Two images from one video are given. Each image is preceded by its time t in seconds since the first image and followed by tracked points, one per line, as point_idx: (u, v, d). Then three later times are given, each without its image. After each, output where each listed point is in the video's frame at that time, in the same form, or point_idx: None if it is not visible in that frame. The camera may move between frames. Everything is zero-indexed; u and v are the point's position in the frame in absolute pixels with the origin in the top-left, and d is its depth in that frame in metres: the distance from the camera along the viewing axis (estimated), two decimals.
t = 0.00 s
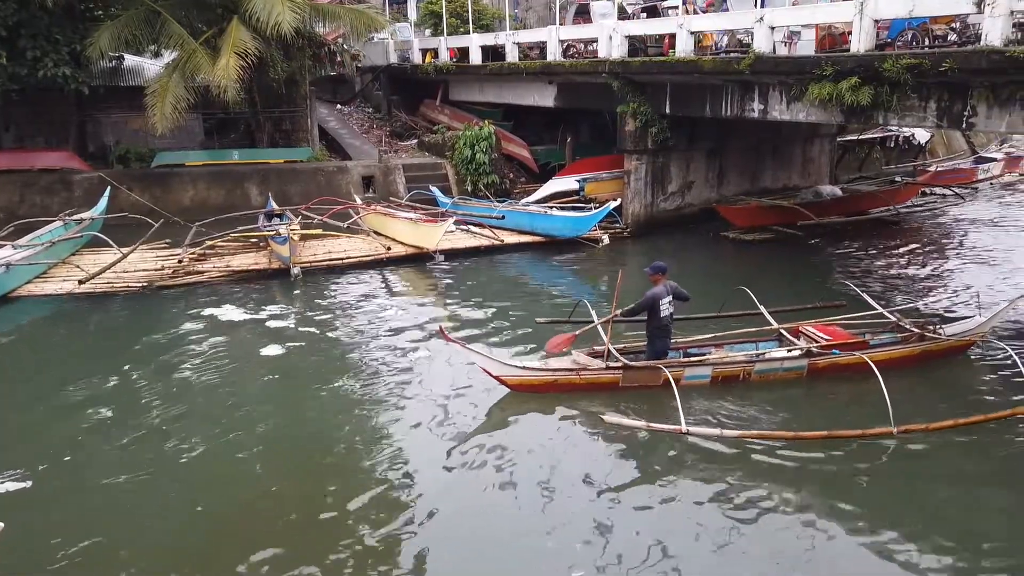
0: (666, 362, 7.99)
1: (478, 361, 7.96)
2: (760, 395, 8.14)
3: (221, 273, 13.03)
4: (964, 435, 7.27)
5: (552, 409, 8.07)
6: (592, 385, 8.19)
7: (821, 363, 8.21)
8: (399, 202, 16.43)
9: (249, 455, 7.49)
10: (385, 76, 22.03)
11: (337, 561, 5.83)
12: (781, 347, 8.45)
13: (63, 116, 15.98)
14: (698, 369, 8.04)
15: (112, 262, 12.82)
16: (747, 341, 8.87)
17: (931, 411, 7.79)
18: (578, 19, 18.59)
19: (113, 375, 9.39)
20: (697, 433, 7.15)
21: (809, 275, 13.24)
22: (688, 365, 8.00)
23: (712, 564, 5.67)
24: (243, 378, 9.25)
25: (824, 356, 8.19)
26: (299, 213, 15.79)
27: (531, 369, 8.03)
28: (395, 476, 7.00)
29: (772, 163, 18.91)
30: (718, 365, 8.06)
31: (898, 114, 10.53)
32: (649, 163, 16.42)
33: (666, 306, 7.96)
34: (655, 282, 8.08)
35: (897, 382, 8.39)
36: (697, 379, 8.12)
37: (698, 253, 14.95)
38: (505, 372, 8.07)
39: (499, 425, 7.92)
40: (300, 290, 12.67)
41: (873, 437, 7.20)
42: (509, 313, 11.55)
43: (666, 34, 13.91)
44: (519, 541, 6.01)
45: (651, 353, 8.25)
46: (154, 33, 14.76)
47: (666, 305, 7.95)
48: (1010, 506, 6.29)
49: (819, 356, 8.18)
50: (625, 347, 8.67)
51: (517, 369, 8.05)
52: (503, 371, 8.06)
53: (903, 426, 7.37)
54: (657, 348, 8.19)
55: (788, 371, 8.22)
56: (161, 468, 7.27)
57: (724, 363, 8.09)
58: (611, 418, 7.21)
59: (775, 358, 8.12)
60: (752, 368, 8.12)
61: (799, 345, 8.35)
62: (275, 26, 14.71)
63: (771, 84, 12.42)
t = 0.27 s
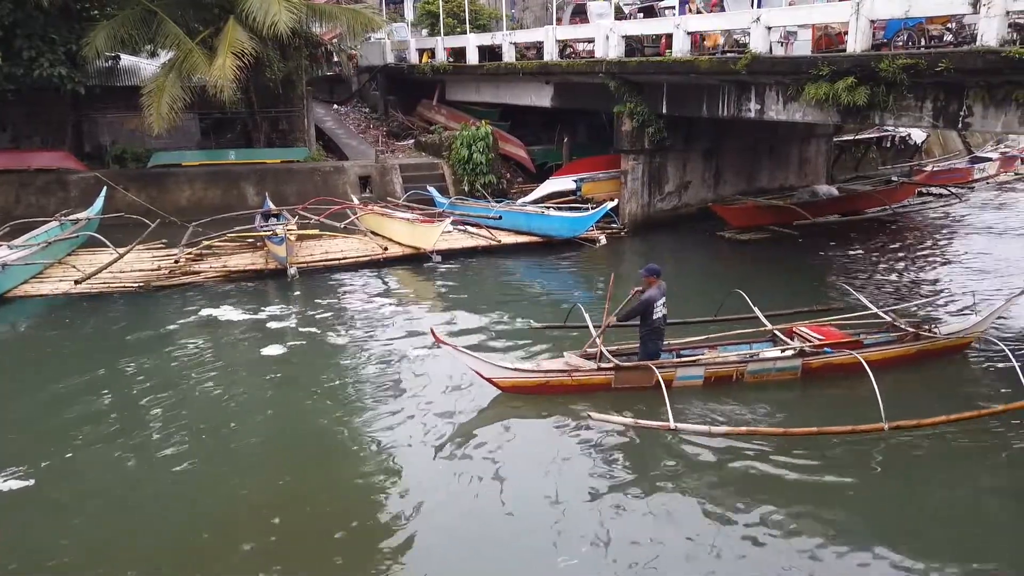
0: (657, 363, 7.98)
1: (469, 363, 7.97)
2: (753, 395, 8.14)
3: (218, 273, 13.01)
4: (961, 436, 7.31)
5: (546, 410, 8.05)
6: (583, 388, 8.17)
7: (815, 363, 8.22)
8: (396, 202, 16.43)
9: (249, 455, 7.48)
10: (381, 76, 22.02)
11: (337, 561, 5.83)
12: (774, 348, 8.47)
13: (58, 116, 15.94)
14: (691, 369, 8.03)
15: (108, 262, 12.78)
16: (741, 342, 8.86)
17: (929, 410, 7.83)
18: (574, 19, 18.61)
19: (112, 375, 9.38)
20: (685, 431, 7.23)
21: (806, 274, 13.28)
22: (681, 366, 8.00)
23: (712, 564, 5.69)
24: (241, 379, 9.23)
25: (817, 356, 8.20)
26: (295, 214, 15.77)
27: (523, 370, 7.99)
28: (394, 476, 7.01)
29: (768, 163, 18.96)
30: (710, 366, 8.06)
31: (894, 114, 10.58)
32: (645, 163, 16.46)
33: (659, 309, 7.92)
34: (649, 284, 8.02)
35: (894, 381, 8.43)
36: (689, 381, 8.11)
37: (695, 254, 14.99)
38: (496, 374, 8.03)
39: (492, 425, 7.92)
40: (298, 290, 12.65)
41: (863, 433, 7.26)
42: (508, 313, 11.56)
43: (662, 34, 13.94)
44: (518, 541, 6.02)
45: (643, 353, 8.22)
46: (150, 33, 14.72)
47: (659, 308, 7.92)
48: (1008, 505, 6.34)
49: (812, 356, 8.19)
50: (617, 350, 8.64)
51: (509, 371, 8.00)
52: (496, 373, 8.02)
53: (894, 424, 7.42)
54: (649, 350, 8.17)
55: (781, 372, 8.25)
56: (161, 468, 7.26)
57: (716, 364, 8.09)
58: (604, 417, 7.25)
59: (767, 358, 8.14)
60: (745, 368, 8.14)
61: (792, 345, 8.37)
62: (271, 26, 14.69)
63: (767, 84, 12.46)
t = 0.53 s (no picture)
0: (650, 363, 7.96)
1: (460, 365, 7.94)
2: (747, 395, 8.13)
3: (215, 273, 12.99)
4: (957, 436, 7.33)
5: (540, 411, 8.02)
6: (576, 390, 8.14)
7: (808, 362, 8.26)
8: (393, 202, 16.42)
9: (246, 455, 7.47)
10: (378, 76, 21.99)
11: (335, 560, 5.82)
12: (767, 348, 8.46)
13: (54, 116, 15.91)
14: (683, 369, 8.03)
15: (104, 262, 12.75)
16: (735, 342, 8.82)
17: (926, 409, 7.85)
18: (571, 19, 18.61)
19: (109, 375, 9.36)
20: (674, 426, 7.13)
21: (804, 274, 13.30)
22: (672, 366, 8.00)
23: (710, 564, 5.70)
24: (238, 379, 9.22)
25: (810, 354, 8.25)
26: (292, 214, 15.76)
27: (515, 372, 7.96)
28: (391, 475, 7.01)
29: (765, 163, 18.99)
30: (702, 366, 8.06)
31: (890, 114, 10.60)
32: (642, 163, 16.49)
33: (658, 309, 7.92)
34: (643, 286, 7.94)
35: (890, 380, 8.43)
36: (682, 381, 8.11)
37: (692, 254, 15.00)
38: (487, 376, 7.97)
39: (485, 425, 7.91)
40: (294, 290, 12.64)
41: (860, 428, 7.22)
42: (505, 313, 11.56)
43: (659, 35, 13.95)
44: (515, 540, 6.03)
45: (638, 353, 8.17)
46: (146, 32, 14.69)
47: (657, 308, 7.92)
48: (1004, 504, 6.36)
49: (806, 355, 8.23)
50: (610, 351, 8.63)
51: (501, 373, 7.96)
52: (487, 375, 7.97)
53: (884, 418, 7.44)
54: (642, 351, 8.13)
55: (775, 371, 8.25)
56: (158, 468, 7.24)
57: (709, 363, 8.09)
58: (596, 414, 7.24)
59: (759, 357, 8.15)
60: (738, 368, 8.15)
61: (785, 344, 8.38)
62: (268, 26, 14.67)
63: (764, 84, 12.47)
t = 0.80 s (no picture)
0: (643, 363, 7.97)
1: (452, 366, 7.95)
2: (740, 395, 8.15)
3: (211, 274, 12.97)
4: (953, 435, 7.35)
5: (534, 411, 8.02)
6: (568, 391, 8.15)
7: (802, 362, 8.27)
8: (390, 202, 16.41)
9: (244, 456, 7.46)
10: (374, 76, 21.98)
11: (335, 561, 5.82)
12: (760, 348, 8.48)
13: (50, 116, 15.88)
14: (676, 369, 8.04)
15: (101, 262, 12.73)
16: (727, 342, 8.83)
17: (923, 408, 7.88)
18: (567, 19, 18.61)
19: (105, 376, 9.35)
20: (662, 427, 7.26)
21: (801, 274, 13.33)
22: (665, 366, 8.00)
23: (709, 564, 5.72)
24: (236, 379, 9.21)
25: (804, 354, 8.26)
26: (289, 214, 15.74)
27: (507, 374, 7.96)
28: (389, 476, 7.01)
29: (762, 163, 19.03)
30: (696, 366, 8.07)
31: (886, 114, 10.63)
32: (639, 163, 16.51)
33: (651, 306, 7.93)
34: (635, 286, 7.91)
35: (886, 380, 8.45)
36: (675, 381, 8.12)
37: (689, 254, 15.03)
38: (478, 377, 7.97)
39: (481, 425, 7.93)
40: (291, 291, 12.63)
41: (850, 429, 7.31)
42: (503, 313, 11.57)
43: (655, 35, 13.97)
44: (514, 541, 6.03)
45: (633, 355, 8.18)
46: (142, 32, 14.66)
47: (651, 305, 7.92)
48: (1000, 503, 6.39)
49: (799, 355, 8.24)
50: (602, 352, 8.63)
51: (492, 375, 7.96)
52: (479, 378, 7.97)
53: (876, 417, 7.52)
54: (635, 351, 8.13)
55: (769, 371, 8.26)
56: (157, 468, 7.24)
57: (702, 364, 8.10)
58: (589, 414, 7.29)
59: (753, 358, 8.16)
60: (731, 368, 8.16)
61: (778, 344, 8.39)
62: (264, 26, 14.65)
63: (760, 84, 12.49)
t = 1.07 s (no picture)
0: (635, 364, 7.98)
1: (444, 366, 7.92)
2: (734, 395, 8.16)
3: (207, 274, 12.95)
4: (949, 434, 7.35)
5: (528, 412, 8.02)
6: (561, 391, 8.13)
7: (796, 362, 8.28)
8: (387, 202, 16.41)
9: (242, 456, 7.46)
10: (371, 76, 21.97)
11: (333, 561, 5.82)
12: (754, 348, 8.49)
13: (46, 116, 15.85)
14: (670, 369, 8.04)
15: (97, 263, 12.71)
16: (722, 343, 8.83)
17: (922, 409, 7.88)
18: (564, 19, 18.61)
19: (102, 376, 9.33)
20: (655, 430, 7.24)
21: (797, 274, 13.35)
22: (658, 367, 8.01)
23: (706, 562, 5.72)
24: (232, 380, 9.19)
25: (798, 355, 8.27)
26: (286, 215, 15.72)
27: (500, 375, 7.95)
28: (387, 475, 7.01)
29: (758, 163, 19.05)
30: (689, 367, 8.08)
31: (882, 114, 10.65)
32: (636, 163, 16.52)
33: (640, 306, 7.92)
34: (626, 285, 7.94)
35: (882, 380, 8.45)
36: (668, 381, 8.13)
37: (686, 253, 15.04)
38: (472, 378, 7.97)
39: (476, 425, 7.93)
40: (288, 291, 12.62)
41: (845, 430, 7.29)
42: (499, 313, 11.56)
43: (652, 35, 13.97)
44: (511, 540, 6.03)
45: (622, 355, 8.19)
46: (138, 32, 14.63)
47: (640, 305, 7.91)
48: (997, 502, 6.39)
49: (793, 356, 8.25)
50: (595, 352, 8.63)
51: (487, 376, 7.95)
52: (472, 378, 7.97)
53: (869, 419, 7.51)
54: (625, 351, 8.13)
55: (762, 372, 8.26)
56: (154, 469, 7.23)
57: (696, 365, 8.10)
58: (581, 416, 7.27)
59: (747, 358, 8.17)
60: (725, 369, 8.15)
61: (773, 345, 8.40)
62: (261, 26, 14.63)
63: (757, 84, 12.50)
